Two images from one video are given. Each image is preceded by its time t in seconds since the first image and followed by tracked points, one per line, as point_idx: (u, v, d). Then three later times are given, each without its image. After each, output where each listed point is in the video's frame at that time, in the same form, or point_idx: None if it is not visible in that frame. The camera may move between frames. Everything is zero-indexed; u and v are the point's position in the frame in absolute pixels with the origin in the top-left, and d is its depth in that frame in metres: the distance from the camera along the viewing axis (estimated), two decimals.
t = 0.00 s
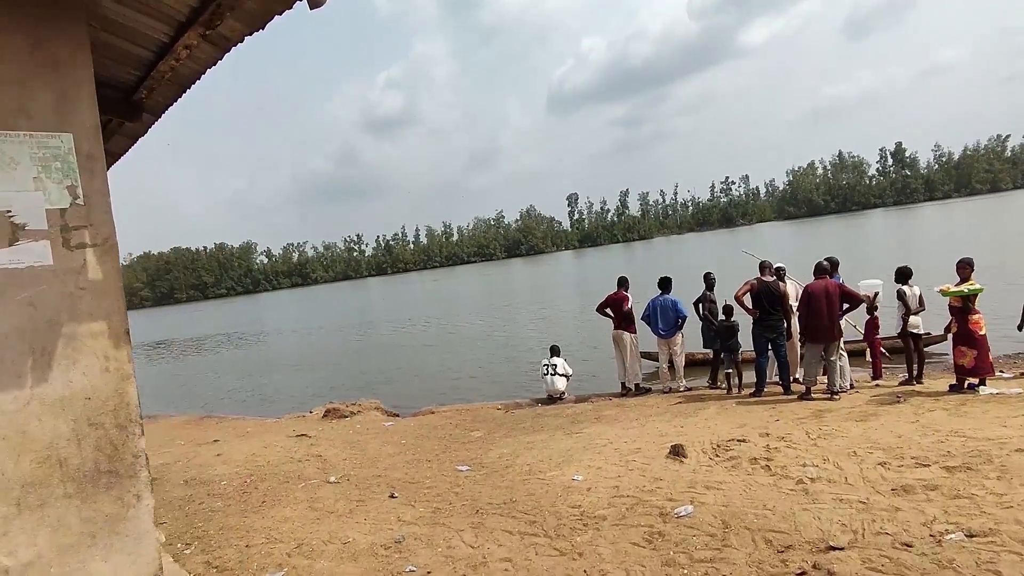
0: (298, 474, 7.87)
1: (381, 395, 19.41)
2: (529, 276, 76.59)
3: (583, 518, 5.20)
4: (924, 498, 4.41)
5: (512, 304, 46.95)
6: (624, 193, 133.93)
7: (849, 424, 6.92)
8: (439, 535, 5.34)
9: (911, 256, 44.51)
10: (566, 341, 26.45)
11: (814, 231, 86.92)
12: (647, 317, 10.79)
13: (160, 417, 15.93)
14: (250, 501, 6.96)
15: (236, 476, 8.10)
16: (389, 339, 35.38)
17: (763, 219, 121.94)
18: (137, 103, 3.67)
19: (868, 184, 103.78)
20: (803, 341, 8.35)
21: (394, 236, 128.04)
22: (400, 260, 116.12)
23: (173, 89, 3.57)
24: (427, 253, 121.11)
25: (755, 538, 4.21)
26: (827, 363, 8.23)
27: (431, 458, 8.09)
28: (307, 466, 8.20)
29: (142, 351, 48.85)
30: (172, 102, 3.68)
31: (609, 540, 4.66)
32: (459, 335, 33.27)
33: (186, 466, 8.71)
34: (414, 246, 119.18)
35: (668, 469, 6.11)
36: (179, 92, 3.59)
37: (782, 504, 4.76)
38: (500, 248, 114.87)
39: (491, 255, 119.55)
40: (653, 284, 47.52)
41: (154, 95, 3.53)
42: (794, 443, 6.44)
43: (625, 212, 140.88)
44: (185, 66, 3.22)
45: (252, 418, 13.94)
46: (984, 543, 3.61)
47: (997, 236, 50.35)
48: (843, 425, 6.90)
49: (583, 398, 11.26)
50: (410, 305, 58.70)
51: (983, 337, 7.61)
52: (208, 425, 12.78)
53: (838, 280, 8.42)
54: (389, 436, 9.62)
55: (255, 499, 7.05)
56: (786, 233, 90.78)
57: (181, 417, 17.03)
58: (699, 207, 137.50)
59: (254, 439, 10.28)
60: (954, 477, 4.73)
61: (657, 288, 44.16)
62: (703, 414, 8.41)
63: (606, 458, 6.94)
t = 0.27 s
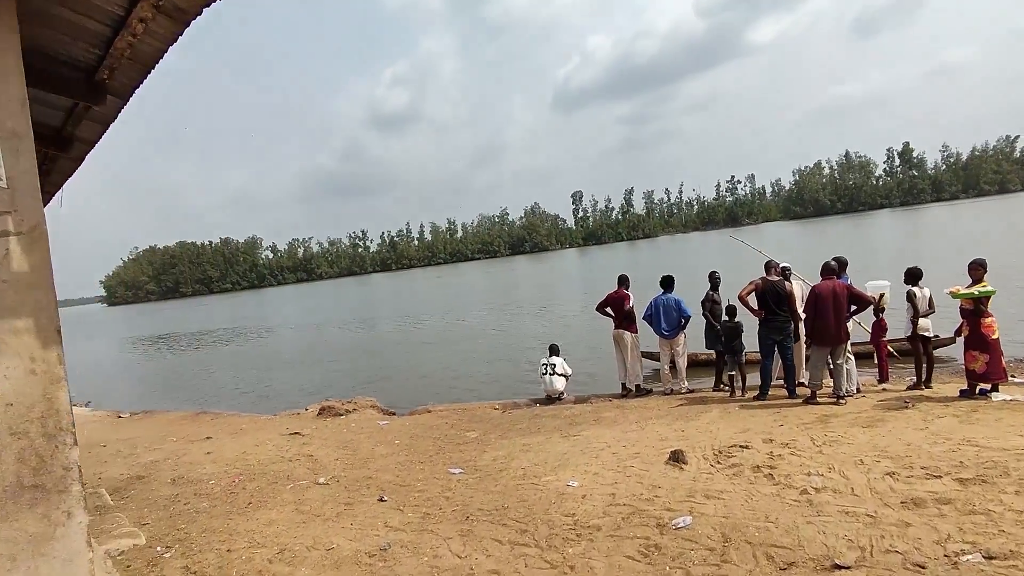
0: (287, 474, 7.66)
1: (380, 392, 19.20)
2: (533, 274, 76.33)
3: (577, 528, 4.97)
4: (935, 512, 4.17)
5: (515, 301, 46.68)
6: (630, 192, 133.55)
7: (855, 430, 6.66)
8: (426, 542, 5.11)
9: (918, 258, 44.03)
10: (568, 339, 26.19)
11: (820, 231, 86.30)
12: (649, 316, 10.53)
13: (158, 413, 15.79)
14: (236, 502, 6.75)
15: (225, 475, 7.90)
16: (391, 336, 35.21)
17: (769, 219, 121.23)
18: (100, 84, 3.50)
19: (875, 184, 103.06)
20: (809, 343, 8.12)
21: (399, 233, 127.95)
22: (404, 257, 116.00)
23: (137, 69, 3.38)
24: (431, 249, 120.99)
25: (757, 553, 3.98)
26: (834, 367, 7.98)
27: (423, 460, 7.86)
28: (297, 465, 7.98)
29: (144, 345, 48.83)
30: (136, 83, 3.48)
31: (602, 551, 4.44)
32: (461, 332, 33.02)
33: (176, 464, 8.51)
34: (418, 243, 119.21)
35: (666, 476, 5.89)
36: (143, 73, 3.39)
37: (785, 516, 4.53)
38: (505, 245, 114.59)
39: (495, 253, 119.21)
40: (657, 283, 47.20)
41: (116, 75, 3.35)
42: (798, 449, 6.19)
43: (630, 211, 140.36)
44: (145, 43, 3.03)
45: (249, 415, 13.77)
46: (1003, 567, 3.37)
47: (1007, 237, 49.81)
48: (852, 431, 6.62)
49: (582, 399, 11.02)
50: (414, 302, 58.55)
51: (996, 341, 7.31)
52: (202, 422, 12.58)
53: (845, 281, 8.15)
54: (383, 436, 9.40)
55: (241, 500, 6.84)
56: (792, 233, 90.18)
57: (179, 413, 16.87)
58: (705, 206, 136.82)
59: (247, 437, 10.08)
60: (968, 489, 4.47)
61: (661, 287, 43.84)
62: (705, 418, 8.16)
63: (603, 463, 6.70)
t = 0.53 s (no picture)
0: (280, 479, 7.44)
1: (383, 390, 19.01)
2: (539, 271, 76.06)
3: (575, 543, 4.72)
4: (961, 535, 3.90)
5: (520, 299, 46.46)
6: (637, 190, 132.91)
7: (870, 440, 6.37)
8: (417, 556, 4.87)
9: (928, 257, 43.48)
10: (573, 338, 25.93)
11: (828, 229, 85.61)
12: (655, 318, 10.24)
13: (157, 411, 15.66)
14: (226, 510, 6.54)
15: (217, 479, 7.69)
16: (395, 333, 35.07)
17: (777, 217, 120.39)
18: (61, 75, 3.18)
19: (885, 182, 102.10)
20: (821, 347, 7.83)
21: (405, 229, 127.99)
22: (410, 254, 116.04)
23: (101, 58, 3.09)
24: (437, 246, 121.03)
25: None
26: (847, 373, 7.70)
27: (420, 465, 7.63)
28: (291, 470, 7.76)
29: (151, 340, 48.97)
30: (101, 73, 3.18)
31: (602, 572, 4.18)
32: (465, 330, 32.84)
33: (168, 466, 8.32)
34: (425, 240, 119.17)
35: (671, 488, 5.63)
36: (107, 62, 3.10)
37: (797, 535, 4.27)
38: (511, 243, 114.44)
39: (501, 250, 119.01)
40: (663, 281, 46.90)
41: (77, 62, 3.04)
42: (810, 460, 5.91)
43: (637, 208, 139.76)
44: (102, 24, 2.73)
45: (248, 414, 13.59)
46: None
47: (1018, 237, 49.23)
48: (866, 440, 6.34)
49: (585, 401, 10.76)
50: (419, 298, 58.46)
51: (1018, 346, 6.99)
52: (201, 421, 12.41)
53: (859, 282, 7.85)
54: (380, 438, 9.18)
55: (231, 507, 6.62)
56: (800, 231, 89.50)
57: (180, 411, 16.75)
58: (713, 203, 136.04)
59: (242, 438, 9.88)
60: (994, 510, 4.20)
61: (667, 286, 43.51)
62: (712, 424, 7.88)
63: (605, 472, 6.44)
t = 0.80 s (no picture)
0: (275, 481, 7.21)
1: (387, 389, 18.82)
2: (546, 270, 75.83)
3: (579, 555, 4.46)
4: (998, 554, 3.62)
5: (526, 298, 46.25)
6: (644, 189, 132.42)
7: (890, 445, 6.07)
8: (412, 568, 4.62)
9: (939, 256, 42.92)
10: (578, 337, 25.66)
11: (837, 229, 84.93)
12: (663, 316, 9.95)
13: (160, 410, 15.52)
14: (218, 514, 6.32)
15: (211, 481, 7.48)
16: (400, 331, 34.91)
17: (785, 216, 119.58)
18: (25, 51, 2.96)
19: (894, 181, 101.17)
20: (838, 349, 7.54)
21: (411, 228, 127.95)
22: (416, 252, 115.97)
23: (64, 31, 2.85)
24: (444, 245, 120.92)
25: None
26: (865, 375, 7.42)
27: (420, 468, 7.38)
28: (286, 472, 7.54)
29: (158, 338, 49.06)
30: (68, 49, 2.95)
31: None
32: (470, 329, 32.65)
33: (163, 467, 8.12)
34: (431, 238, 119.15)
35: (680, 496, 5.35)
36: (72, 37, 2.86)
37: (819, 550, 4.01)
38: (517, 242, 114.17)
39: (507, 249, 118.84)
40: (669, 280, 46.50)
41: (37, 36, 2.81)
42: (827, 466, 5.62)
43: (644, 207, 139.22)
44: None
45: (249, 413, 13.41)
46: None
47: None
48: (886, 446, 6.04)
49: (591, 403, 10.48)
50: (425, 297, 58.39)
51: None
52: (200, 421, 12.24)
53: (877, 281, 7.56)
54: (380, 439, 8.94)
55: (223, 511, 6.40)
56: (808, 230, 88.85)
57: (183, 410, 16.61)
58: (720, 203, 135.30)
59: (240, 438, 9.68)
60: None
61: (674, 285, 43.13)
62: (722, 427, 7.59)
63: (611, 477, 6.17)
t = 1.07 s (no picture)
0: (276, 491, 6.98)
1: (393, 390, 18.60)
2: (553, 270, 75.56)
3: None
4: None
5: (534, 298, 46.01)
6: (652, 188, 131.81)
7: (920, 457, 5.75)
8: None
9: (952, 256, 42.27)
10: (587, 338, 25.35)
11: (847, 228, 84.09)
12: (677, 319, 9.67)
13: (165, 412, 15.37)
14: (216, 526, 6.09)
15: (210, 490, 7.26)
16: (407, 332, 34.76)
17: (795, 215, 118.61)
18: None
19: (905, 180, 100.05)
20: (862, 354, 7.24)
21: (419, 228, 127.90)
22: (424, 252, 115.94)
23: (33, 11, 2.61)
24: (451, 245, 120.82)
25: None
26: (891, 382, 7.12)
27: (425, 477, 7.14)
28: (288, 480, 7.31)
29: (167, 338, 49.17)
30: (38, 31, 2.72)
31: None
32: (478, 329, 32.46)
33: (162, 474, 7.92)
34: (439, 238, 119.18)
35: (699, 511, 5.07)
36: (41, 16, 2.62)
37: None
38: (525, 242, 113.87)
39: (515, 249, 118.61)
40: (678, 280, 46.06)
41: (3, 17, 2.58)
42: (854, 480, 5.31)
43: (652, 207, 138.58)
44: None
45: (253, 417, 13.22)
46: None
47: None
48: (916, 458, 5.73)
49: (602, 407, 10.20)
50: (432, 297, 58.30)
51: None
52: (204, 425, 12.06)
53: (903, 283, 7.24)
54: (385, 446, 8.71)
55: (220, 523, 6.17)
56: (818, 230, 88.03)
57: (188, 412, 16.48)
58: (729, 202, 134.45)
59: (243, 444, 9.48)
60: None
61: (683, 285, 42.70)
62: (740, 436, 7.29)
63: (624, 489, 5.89)
